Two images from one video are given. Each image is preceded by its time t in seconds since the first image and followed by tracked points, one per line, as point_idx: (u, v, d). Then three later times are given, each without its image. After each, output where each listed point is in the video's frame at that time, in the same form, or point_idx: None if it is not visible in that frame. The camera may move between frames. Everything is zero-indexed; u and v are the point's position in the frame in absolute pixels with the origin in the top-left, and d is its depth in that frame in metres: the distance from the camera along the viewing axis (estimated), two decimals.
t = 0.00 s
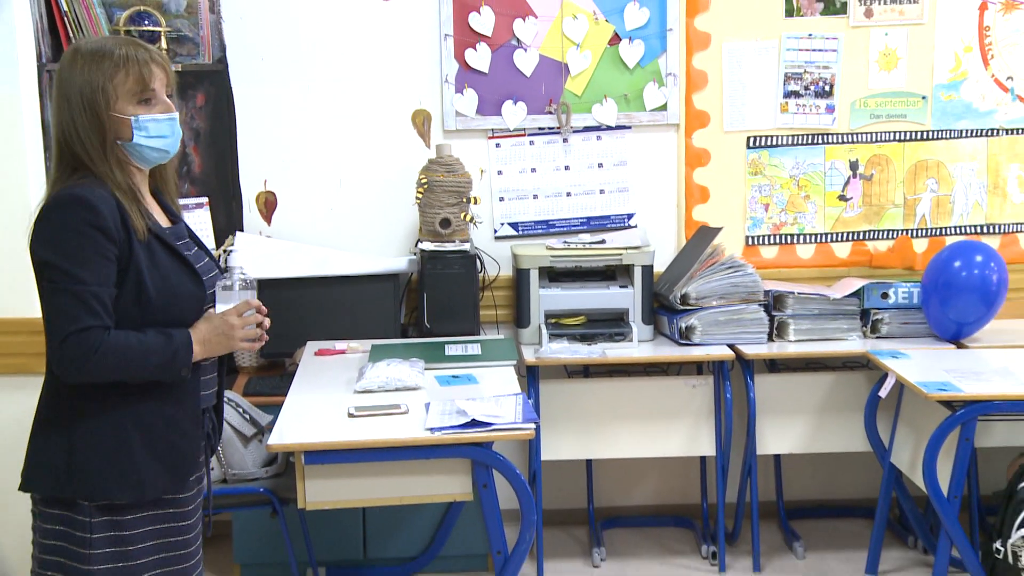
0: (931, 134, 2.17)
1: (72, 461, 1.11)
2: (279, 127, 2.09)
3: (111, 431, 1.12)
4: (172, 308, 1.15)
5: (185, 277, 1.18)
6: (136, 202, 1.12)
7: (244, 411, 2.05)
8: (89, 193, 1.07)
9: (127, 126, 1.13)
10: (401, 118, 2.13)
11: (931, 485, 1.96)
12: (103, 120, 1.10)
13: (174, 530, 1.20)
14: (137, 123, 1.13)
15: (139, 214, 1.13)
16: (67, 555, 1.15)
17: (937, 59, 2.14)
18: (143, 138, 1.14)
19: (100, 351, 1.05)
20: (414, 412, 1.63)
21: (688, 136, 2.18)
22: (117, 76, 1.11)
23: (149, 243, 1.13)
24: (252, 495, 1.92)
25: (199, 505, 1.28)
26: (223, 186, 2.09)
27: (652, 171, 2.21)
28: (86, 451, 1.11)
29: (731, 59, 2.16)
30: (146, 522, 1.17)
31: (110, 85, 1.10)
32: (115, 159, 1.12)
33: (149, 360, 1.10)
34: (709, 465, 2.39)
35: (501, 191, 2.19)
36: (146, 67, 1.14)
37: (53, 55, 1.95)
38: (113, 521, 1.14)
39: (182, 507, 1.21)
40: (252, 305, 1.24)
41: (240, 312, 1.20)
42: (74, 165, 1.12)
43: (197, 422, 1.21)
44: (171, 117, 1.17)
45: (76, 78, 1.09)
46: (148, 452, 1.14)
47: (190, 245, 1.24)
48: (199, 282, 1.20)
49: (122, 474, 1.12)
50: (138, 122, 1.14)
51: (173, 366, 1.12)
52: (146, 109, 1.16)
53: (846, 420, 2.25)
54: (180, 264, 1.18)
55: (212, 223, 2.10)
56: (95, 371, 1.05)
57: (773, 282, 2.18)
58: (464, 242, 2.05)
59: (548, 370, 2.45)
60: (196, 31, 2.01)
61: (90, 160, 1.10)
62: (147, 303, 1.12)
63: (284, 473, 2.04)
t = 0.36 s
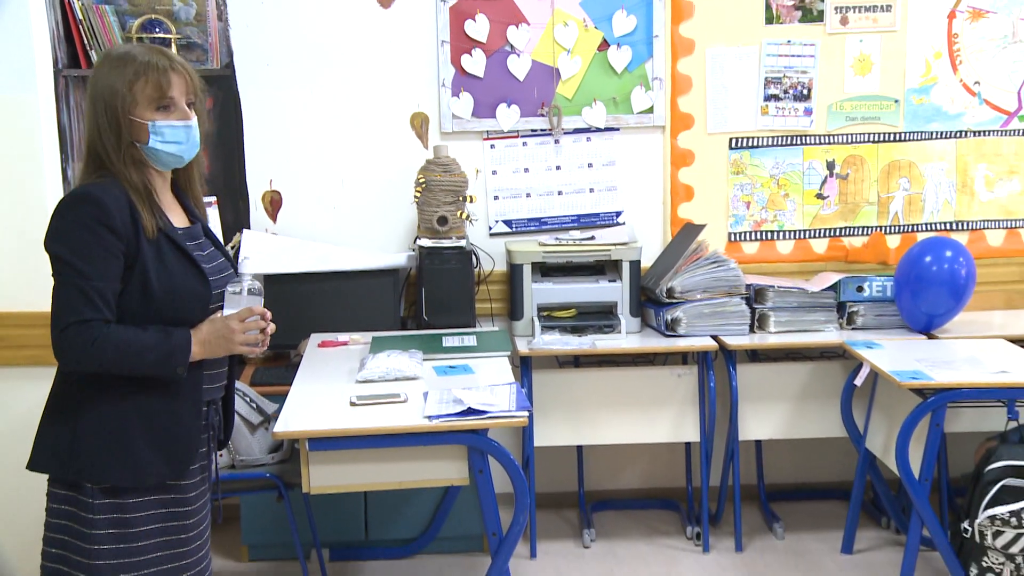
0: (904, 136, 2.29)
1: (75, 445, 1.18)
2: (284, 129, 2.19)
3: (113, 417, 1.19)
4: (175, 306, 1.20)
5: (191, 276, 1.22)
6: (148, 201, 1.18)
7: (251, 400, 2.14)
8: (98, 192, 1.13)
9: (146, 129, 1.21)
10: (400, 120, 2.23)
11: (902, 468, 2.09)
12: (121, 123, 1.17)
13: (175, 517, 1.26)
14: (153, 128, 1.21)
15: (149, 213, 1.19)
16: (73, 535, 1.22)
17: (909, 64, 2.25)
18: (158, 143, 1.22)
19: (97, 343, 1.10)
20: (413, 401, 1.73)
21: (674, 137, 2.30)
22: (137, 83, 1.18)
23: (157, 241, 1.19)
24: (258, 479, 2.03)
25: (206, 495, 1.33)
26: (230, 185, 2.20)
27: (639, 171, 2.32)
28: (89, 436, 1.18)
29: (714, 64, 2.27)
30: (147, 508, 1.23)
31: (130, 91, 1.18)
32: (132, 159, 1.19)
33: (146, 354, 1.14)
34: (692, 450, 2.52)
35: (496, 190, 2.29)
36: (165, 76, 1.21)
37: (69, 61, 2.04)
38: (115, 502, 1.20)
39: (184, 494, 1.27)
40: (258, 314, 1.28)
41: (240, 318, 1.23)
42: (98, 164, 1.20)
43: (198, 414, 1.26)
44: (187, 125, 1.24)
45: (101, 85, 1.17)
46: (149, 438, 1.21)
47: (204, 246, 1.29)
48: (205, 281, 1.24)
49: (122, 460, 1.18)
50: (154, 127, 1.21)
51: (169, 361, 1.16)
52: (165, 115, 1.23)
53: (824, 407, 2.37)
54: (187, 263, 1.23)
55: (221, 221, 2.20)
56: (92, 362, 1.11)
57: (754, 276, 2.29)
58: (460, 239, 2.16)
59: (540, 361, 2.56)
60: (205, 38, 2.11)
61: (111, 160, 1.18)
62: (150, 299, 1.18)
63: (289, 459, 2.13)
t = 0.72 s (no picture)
0: (874, 138, 2.40)
1: (82, 432, 1.23)
2: (284, 132, 2.29)
3: (119, 406, 1.24)
4: (177, 300, 1.25)
5: (192, 273, 1.27)
6: (152, 202, 1.22)
7: (253, 391, 2.25)
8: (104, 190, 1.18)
9: (154, 136, 1.25)
10: (395, 123, 2.34)
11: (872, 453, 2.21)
12: (130, 128, 1.22)
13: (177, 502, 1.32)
14: (160, 136, 1.25)
15: (153, 213, 1.23)
16: (79, 518, 1.28)
17: (879, 70, 2.37)
18: (164, 150, 1.26)
19: (99, 334, 1.15)
20: (407, 391, 1.83)
21: (656, 139, 2.41)
22: (149, 91, 1.22)
23: (160, 238, 1.24)
24: (261, 466, 2.13)
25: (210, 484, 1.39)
26: (233, 185, 2.31)
27: (624, 171, 2.43)
28: (95, 424, 1.23)
29: (695, 70, 2.38)
30: (150, 493, 1.29)
31: (142, 99, 1.22)
32: (140, 163, 1.24)
33: (148, 346, 1.19)
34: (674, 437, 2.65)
35: (487, 189, 2.40)
36: (178, 85, 1.25)
37: (78, 67, 2.13)
38: (121, 488, 1.26)
39: (187, 482, 1.32)
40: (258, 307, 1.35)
41: (241, 311, 1.29)
42: (109, 164, 1.25)
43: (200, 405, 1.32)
44: (195, 135, 1.28)
45: (116, 90, 1.22)
46: (153, 426, 1.26)
47: (207, 244, 1.34)
48: (207, 276, 1.29)
49: (125, 448, 1.23)
50: (161, 135, 1.25)
51: (169, 353, 1.21)
52: (174, 123, 1.27)
53: (799, 396, 2.49)
54: (189, 261, 1.27)
55: (223, 219, 2.30)
56: (96, 354, 1.16)
57: (733, 272, 2.41)
58: (453, 236, 2.27)
59: (529, 352, 2.68)
60: (208, 45, 2.21)
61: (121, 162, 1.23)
62: (152, 294, 1.22)
63: (290, 446, 2.24)
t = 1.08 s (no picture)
0: (845, 142, 2.53)
1: (91, 423, 1.32)
2: (283, 135, 2.40)
3: (126, 398, 1.33)
4: (178, 295, 1.34)
5: (192, 269, 1.36)
6: (154, 202, 1.31)
7: (253, 382, 2.35)
8: (108, 191, 1.26)
9: (153, 138, 1.33)
10: (389, 127, 2.45)
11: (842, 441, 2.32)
12: (130, 131, 1.30)
13: (184, 489, 1.41)
14: (159, 138, 1.34)
15: (155, 211, 1.32)
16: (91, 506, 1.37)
17: (849, 78, 2.49)
18: (163, 151, 1.34)
19: (107, 328, 1.24)
20: (401, 382, 1.94)
21: (638, 142, 2.53)
22: (147, 95, 1.30)
23: (162, 236, 1.32)
24: (261, 455, 2.22)
25: (212, 470, 1.48)
26: (234, 186, 2.41)
27: (607, 172, 2.55)
28: (104, 415, 1.32)
29: (674, 76, 2.50)
30: (158, 481, 1.38)
31: (141, 103, 1.30)
32: (140, 164, 1.32)
33: (152, 340, 1.27)
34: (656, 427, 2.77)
35: (476, 190, 2.52)
36: (175, 89, 1.33)
37: (86, 74, 2.23)
38: (129, 476, 1.35)
39: (191, 470, 1.42)
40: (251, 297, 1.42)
41: (240, 305, 1.36)
42: (111, 165, 1.33)
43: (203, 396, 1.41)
44: (191, 136, 1.36)
45: (116, 95, 1.30)
46: (158, 417, 1.35)
47: (206, 242, 1.44)
48: (207, 272, 1.38)
49: (134, 438, 1.32)
50: (160, 137, 1.33)
51: (175, 347, 1.29)
52: (172, 125, 1.35)
53: (774, 387, 2.62)
54: (189, 258, 1.36)
55: (225, 218, 2.41)
56: (105, 349, 1.24)
57: (711, 269, 2.53)
58: (444, 234, 2.38)
59: (517, 346, 2.80)
60: (210, 52, 2.31)
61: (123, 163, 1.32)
62: (155, 290, 1.31)
63: (289, 435, 2.34)
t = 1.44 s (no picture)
0: (814, 148, 2.67)
1: (94, 415, 1.43)
2: (280, 140, 2.51)
3: (127, 392, 1.44)
4: (177, 294, 1.45)
5: (189, 268, 1.47)
6: (152, 203, 1.41)
7: (251, 375, 2.47)
8: (109, 193, 1.37)
9: (152, 142, 1.42)
10: (382, 132, 2.57)
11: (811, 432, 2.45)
12: (131, 136, 1.40)
13: (182, 476, 1.52)
14: (159, 143, 1.43)
15: (153, 212, 1.42)
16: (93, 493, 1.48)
17: (818, 87, 2.63)
18: (163, 155, 1.43)
19: (110, 325, 1.34)
20: (392, 375, 2.07)
21: (619, 147, 2.66)
22: (146, 102, 1.39)
23: (161, 237, 1.43)
24: (259, 444, 2.33)
25: (209, 459, 1.59)
26: (233, 188, 2.52)
27: (589, 176, 2.68)
28: (106, 408, 1.43)
29: (654, 85, 2.63)
30: (157, 469, 1.49)
31: (141, 110, 1.39)
32: (140, 167, 1.42)
33: (152, 336, 1.38)
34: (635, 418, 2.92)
35: (465, 193, 2.64)
36: (174, 97, 1.42)
37: (92, 80, 2.34)
38: (129, 466, 1.46)
39: (190, 459, 1.53)
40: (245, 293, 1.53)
41: (235, 304, 1.46)
42: (113, 167, 1.43)
43: (200, 390, 1.52)
44: (189, 141, 1.45)
45: (117, 100, 1.39)
46: (157, 410, 1.46)
47: (203, 242, 1.54)
48: (204, 272, 1.49)
49: (135, 429, 1.43)
50: (159, 141, 1.43)
51: (174, 343, 1.41)
52: (170, 130, 1.44)
53: (747, 380, 2.76)
54: (186, 257, 1.47)
55: (224, 219, 2.52)
56: (108, 346, 1.35)
57: (688, 268, 2.66)
58: (434, 235, 2.50)
59: (503, 341, 2.93)
60: (211, 60, 2.42)
61: (124, 166, 1.42)
62: (155, 288, 1.42)
63: (285, 426, 2.46)
